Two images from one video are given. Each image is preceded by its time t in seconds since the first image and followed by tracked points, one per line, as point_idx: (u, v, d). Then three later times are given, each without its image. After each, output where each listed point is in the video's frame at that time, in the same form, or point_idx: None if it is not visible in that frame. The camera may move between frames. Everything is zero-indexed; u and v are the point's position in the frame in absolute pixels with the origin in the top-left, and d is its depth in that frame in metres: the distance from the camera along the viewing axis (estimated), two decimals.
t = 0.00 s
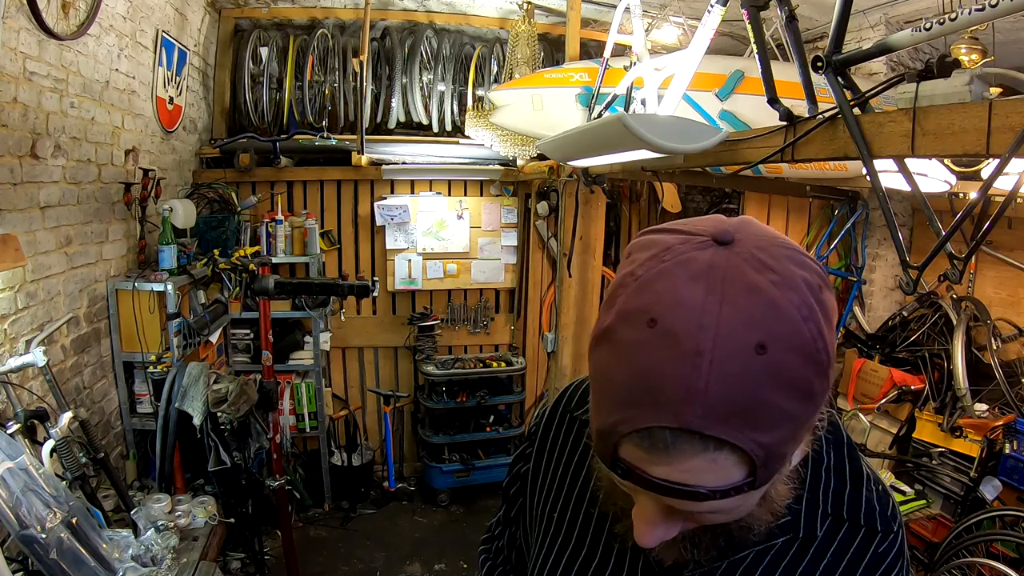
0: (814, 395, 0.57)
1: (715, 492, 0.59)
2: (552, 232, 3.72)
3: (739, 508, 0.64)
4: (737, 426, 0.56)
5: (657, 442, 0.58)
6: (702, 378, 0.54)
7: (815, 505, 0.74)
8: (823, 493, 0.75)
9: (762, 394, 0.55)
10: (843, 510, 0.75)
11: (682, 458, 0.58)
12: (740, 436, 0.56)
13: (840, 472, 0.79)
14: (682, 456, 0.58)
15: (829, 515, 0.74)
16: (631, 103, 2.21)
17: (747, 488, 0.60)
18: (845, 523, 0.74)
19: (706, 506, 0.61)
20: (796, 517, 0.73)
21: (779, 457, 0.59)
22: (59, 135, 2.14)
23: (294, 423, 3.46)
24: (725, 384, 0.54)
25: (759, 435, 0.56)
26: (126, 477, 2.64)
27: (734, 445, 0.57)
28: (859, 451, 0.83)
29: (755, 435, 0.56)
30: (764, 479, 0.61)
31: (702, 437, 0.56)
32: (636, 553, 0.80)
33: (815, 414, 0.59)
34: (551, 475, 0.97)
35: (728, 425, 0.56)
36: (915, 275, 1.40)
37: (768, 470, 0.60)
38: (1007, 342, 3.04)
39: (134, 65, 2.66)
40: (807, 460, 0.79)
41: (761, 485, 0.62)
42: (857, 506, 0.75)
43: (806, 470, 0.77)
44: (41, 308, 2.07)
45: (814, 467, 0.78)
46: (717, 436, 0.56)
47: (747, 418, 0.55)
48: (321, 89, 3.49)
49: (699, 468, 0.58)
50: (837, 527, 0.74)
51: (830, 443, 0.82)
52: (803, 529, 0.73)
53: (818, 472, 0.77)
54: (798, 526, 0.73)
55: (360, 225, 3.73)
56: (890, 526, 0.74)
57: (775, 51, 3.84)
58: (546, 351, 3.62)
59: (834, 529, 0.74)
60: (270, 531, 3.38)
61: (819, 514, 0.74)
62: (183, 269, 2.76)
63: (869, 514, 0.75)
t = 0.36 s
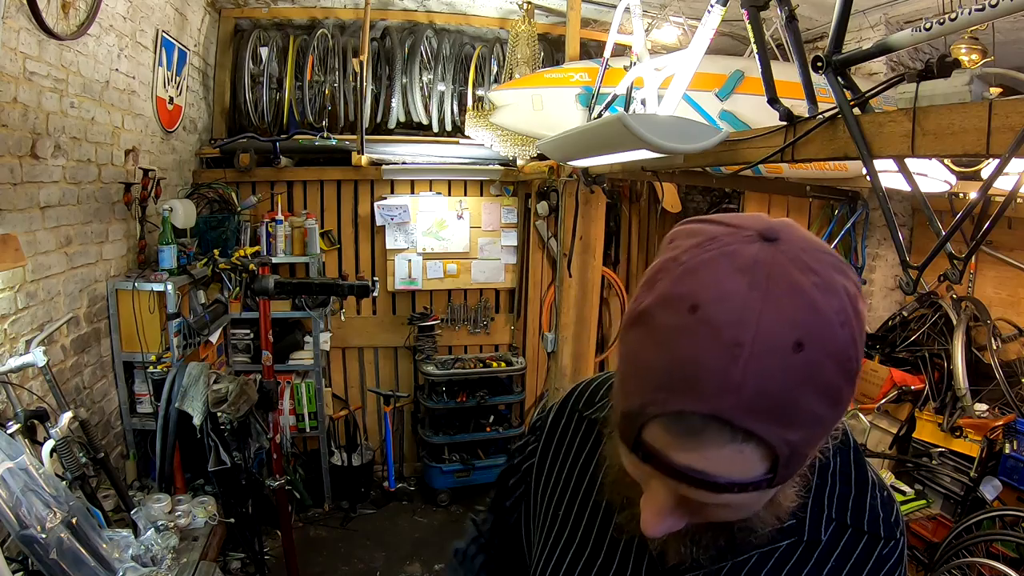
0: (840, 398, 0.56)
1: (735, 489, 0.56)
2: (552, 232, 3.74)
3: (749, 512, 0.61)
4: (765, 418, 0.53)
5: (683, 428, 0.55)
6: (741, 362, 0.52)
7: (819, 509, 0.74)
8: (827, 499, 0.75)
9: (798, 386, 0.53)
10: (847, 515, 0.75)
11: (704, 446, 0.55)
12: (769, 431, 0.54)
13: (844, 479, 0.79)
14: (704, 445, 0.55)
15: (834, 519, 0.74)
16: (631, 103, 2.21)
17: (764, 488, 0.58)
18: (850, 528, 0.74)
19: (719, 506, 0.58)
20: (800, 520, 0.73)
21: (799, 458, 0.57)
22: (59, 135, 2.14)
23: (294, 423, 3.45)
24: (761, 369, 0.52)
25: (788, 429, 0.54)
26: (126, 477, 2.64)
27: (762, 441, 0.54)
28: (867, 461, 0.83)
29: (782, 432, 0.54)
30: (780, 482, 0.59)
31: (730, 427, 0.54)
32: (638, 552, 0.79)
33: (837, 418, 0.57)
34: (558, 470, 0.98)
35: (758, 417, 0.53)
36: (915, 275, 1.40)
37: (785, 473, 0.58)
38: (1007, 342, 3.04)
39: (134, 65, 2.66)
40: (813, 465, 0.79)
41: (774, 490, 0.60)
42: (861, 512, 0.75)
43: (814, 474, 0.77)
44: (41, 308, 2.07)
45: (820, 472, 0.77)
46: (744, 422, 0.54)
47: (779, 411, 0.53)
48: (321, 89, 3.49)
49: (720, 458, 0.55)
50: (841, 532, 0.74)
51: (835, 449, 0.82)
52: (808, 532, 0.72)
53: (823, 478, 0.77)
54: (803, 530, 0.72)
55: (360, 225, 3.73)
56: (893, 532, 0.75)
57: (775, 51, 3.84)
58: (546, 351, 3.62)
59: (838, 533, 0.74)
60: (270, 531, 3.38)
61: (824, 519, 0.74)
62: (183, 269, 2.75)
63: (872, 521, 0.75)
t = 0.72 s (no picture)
0: (813, 240, 0.67)
1: (733, 331, 0.66)
2: (552, 232, 3.71)
3: (764, 374, 0.70)
4: (746, 252, 0.64)
5: (674, 284, 0.67)
6: (714, 214, 0.65)
7: (837, 492, 0.86)
8: (842, 479, 0.87)
9: (764, 225, 0.65)
10: (861, 495, 0.87)
11: (696, 291, 0.66)
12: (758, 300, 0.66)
13: (855, 457, 0.91)
14: (699, 295, 0.66)
15: (850, 500, 0.87)
16: (631, 103, 2.21)
17: (765, 336, 0.67)
18: (864, 506, 0.87)
19: (727, 354, 0.67)
20: (823, 503, 0.86)
21: (792, 301, 0.66)
22: (59, 135, 2.14)
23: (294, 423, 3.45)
24: (732, 214, 0.65)
25: (769, 264, 0.65)
26: (126, 477, 2.65)
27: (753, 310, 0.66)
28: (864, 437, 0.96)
29: (765, 269, 0.65)
30: (784, 331, 0.68)
31: (718, 268, 0.65)
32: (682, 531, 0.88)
33: (819, 264, 0.68)
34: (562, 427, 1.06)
35: (739, 256, 0.65)
36: (915, 275, 1.40)
37: (783, 324, 0.67)
38: (1007, 342, 3.04)
39: (134, 65, 2.66)
40: (826, 450, 0.90)
41: (784, 345, 0.69)
42: (872, 491, 0.88)
43: (825, 455, 0.89)
44: (41, 308, 2.07)
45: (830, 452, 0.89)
46: (729, 263, 0.65)
47: (755, 247, 0.64)
48: (321, 89, 3.49)
49: (715, 304, 0.65)
50: (857, 510, 0.87)
51: (845, 434, 0.93)
52: (829, 512, 0.86)
53: (838, 460, 0.89)
54: (825, 511, 0.86)
55: (360, 225, 3.73)
56: (895, 507, 0.88)
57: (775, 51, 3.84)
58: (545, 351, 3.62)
59: (855, 512, 0.87)
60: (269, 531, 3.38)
61: (842, 500, 0.86)
62: (183, 269, 2.75)
63: (881, 498, 0.88)
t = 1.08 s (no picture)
0: (823, 193, 0.86)
1: (767, 236, 0.79)
2: (552, 232, 3.73)
3: (789, 289, 0.82)
4: (778, 182, 0.82)
5: (719, 198, 0.82)
6: (749, 153, 0.84)
7: (842, 467, 0.92)
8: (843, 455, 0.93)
9: (787, 167, 0.84)
10: (859, 468, 0.93)
11: (736, 200, 0.81)
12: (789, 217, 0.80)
13: (847, 437, 0.98)
14: (742, 205, 0.80)
15: (854, 473, 0.92)
16: (631, 103, 2.21)
17: (792, 251, 0.81)
18: (865, 480, 0.92)
19: (762, 260, 0.80)
20: (832, 477, 0.90)
21: (813, 226, 0.81)
22: (59, 135, 2.14)
23: (294, 423, 3.45)
24: (764, 154, 0.84)
25: (795, 192, 0.82)
26: (126, 477, 2.65)
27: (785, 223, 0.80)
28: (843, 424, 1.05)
29: (792, 195, 0.81)
30: (805, 255, 0.82)
31: (757, 188, 0.81)
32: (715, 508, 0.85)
33: (827, 213, 0.85)
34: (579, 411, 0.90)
35: (772, 180, 0.82)
36: (915, 275, 1.40)
37: (806, 247, 0.81)
38: (1007, 342, 3.04)
39: (134, 65, 2.66)
40: (824, 431, 0.97)
41: (805, 267, 0.82)
42: (869, 466, 0.94)
43: (823, 436, 0.96)
44: (41, 308, 2.07)
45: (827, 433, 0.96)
46: (764, 184, 0.82)
47: (782, 176, 0.82)
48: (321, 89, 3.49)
49: (754, 211, 0.80)
50: (858, 481, 0.92)
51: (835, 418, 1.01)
52: (840, 486, 0.90)
53: (835, 439, 0.96)
54: (834, 484, 0.90)
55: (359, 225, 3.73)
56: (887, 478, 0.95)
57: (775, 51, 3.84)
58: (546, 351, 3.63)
59: (859, 485, 0.92)
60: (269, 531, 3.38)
61: (847, 473, 0.91)
62: (183, 269, 2.75)
63: (874, 469, 0.94)
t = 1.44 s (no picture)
0: (826, 192, 0.87)
1: (772, 233, 0.80)
2: (552, 232, 3.73)
3: (795, 286, 0.82)
4: (782, 179, 0.82)
5: (724, 196, 0.82)
6: (752, 152, 0.85)
7: (846, 465, 0.91)
8: (847, 454, 0.93)
9: (790, 165, 0.84)
10: (863, 467, 0.92)
11: (741, 198, 0.81)
12: (795, 212, 0.81)
13: (853, 437, 0.97)
14: (747, 203, 0.80)
15: (858, 473, 0.91)
16: (631, 103, 2.21)
17: (797, 248, 0.81)
18: (869, 479, 0.92)
19: (768, 257, 0.80)
20: (836, 476, 0.90)
21: (817, 224, 0.81)
22: (59, 135, 2.14)
23: (294, 423, 3.45)
24: (768, 154, 0.84)
25: (799, 189, 0.82)
26: (126, 477, 2.65)
27: (790, 217, 0.81)
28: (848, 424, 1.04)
29: (796, 193, 0.82)
30: (810, 252, 0.82)
31: (761, 184, 0.82)
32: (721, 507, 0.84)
33: (831, 210, 0.86)
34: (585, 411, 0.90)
35: (776, 179, 0.82)
36: (915, 275, 1.40)
37: (811, 244, 0.82)
38: (1008, 342, 3.03)
39: (134, 65, 2.66)
40: (827, 430, 0.97)
41: (810, 264, 0.82)
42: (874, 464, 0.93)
43: (826, 435, 0.96)
44: (41, 308, 2.07)
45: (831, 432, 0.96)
46: (768, 182, 0.82)
47: (786, 174, 0.83)
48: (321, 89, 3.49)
49: (760, 208, 0.80)
50: (863, 481, 0.91)
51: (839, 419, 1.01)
52: (843, 484, 0.89)
53: (840, 438, 0.95)
54: (839, 482, 0.89)
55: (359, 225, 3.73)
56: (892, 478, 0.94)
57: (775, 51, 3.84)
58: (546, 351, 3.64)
59: (863, 485, 0.91)
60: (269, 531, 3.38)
61: (851, 472, 0.91)
62: (183, 269, 2.76)
63: (879, 468, 0.93)
